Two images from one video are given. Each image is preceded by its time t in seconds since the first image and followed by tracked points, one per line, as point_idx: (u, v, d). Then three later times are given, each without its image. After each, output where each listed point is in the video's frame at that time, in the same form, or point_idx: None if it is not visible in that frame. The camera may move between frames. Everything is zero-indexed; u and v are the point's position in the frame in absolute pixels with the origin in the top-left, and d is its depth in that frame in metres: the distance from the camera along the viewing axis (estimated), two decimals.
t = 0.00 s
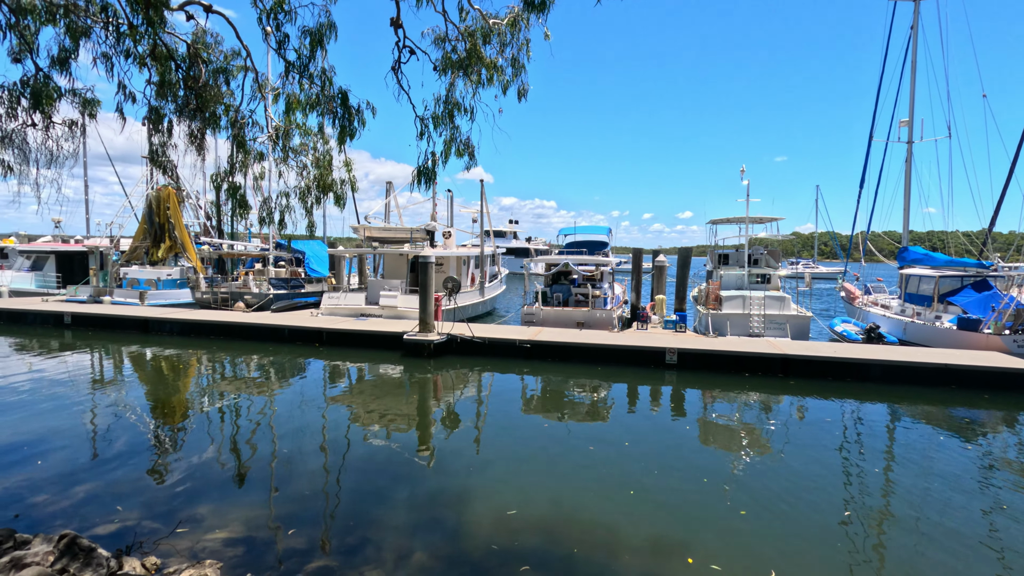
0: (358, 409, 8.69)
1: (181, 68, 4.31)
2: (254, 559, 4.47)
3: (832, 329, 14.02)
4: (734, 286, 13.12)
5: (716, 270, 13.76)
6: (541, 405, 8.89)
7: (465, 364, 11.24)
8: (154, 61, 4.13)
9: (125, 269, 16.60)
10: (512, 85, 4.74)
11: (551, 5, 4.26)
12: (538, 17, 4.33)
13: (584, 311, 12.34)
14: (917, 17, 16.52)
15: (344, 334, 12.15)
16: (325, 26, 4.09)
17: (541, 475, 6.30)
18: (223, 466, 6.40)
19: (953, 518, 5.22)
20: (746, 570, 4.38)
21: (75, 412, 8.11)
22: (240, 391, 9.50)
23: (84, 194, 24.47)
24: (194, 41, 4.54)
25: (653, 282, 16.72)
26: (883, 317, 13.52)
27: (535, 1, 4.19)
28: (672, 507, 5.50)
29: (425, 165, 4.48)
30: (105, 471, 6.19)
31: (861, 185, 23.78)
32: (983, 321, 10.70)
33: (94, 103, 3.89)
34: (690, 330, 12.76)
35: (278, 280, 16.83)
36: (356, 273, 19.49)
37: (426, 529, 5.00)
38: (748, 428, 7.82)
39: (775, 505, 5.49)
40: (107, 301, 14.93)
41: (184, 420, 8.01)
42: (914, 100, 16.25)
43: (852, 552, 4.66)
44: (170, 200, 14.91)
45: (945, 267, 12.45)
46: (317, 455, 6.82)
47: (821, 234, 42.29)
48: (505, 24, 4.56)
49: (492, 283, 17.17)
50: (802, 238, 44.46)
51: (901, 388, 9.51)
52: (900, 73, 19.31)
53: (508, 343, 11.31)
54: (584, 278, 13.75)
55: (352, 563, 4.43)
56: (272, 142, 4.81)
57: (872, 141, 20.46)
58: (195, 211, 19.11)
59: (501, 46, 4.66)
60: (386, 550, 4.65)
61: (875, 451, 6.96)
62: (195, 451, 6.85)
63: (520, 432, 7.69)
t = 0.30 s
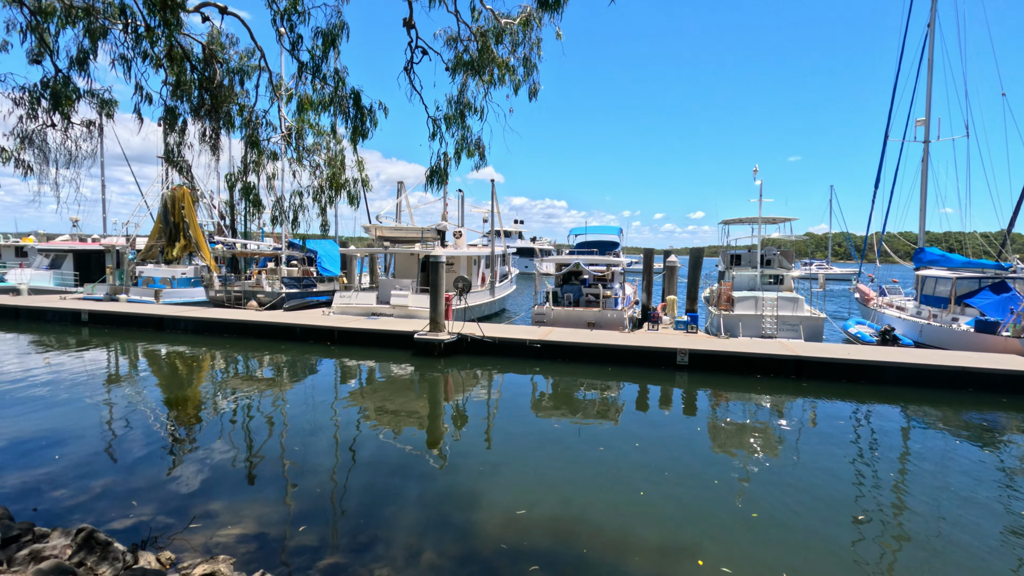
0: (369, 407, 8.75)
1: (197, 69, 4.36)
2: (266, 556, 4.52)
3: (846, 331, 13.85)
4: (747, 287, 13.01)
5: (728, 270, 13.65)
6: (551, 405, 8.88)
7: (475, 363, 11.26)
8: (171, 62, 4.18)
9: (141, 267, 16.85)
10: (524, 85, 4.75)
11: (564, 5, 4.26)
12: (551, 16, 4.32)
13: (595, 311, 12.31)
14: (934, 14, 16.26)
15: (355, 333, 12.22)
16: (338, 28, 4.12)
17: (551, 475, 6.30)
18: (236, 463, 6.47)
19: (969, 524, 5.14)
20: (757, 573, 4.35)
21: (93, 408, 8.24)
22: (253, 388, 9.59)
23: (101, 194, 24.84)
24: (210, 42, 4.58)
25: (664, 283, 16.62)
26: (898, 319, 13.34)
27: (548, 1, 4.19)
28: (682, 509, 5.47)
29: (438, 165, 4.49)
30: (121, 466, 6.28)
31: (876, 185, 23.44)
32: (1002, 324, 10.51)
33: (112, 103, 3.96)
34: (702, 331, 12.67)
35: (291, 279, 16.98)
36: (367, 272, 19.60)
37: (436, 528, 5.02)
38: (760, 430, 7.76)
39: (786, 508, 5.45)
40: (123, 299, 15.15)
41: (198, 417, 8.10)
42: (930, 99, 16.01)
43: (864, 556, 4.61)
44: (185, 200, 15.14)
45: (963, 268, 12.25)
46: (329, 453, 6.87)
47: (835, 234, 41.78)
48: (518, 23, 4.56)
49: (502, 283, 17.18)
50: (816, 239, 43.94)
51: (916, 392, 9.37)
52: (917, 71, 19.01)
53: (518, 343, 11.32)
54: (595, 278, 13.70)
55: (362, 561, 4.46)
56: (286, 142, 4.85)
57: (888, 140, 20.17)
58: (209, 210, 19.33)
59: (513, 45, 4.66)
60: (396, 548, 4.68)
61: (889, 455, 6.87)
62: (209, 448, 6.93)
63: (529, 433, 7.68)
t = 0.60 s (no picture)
0: (381, 406, 8.80)
1: (213, 70, 4.41)
2: (279, 552, 4.56)
3: (861, 334, 13.67)
4: (759, 288, 12.90)
5: (741, 271, 13.54)
6: (561, 406, 8.87)
7: (486, 363, 11.28)
8: (187, 64, 4.23)
9: (157, 266, 17.08)
10: (537, 85, 4.75)
11: (578, 4, 4.25)
12: (564, 16, 4.32)
13: (606, 312, 12.27)
14: (953, 12, 15.99)
15: (367, 332, 12.30)
16: (351, 29, 4.14)
17: (561, 475, 6.29)
18: (249, 459, 6.53)
19: (986, 531, 5.05)
20: None
21: (110, 404, 8.38)
22: (266, 386, 9.68)
23: (119, 193, 25.23)
24: (226, 44, 4.64)
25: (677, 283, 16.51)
26: (915, 321, 13.15)
27: (562, 1, 4.18)
28: (692, 511, 5.44)
29: (450, 165, 4.51)
30: (137, 461, 6.38)
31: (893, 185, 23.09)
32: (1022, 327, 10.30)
33: (129, 104, 4.02)
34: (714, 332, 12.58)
35: (304, 278, 17.13)
36: (379, 272, 19.69)
37: (447, 527, 5.04)
38: (773, 433, 7.68)
39: (799, 512, 5.39)
40: (139, 297, 15.37)
41: (212, 414, 8.20)
42: (949, 98, 15.73)
43: (878, 561, 4.55)
44: (200, 199, 15.34)
45: (981, 270, 12.04)
46: (340, 451, 6.92)
47: (850, 235, 41.17)
48: (531, 23, 4.56)
49: (513, 283, 17.18)
50: (831, 240, 43.32)
51: (933, 395, 9.23)
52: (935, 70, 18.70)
53: (528, 343, 11.31)
54: (607, 279, 13.66)
55: (373, 558, 4.48)
56: (300, 142, 4.89)
57: (905, 140, 19.84)
58: (223, 210, 19.55)
59: (526, 46, 4.66)
60: (407, 546, 4.70)
61: (905, 459, 6.77)
62: (222, 444, 7.01)
63: (539, 433, 7.67)
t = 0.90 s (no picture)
0: (392, 405, 8.84)
1: (228, 71, 4.46)
2: (291, 548, 4.61)
3: (877, 336, 13.48)
4: (773, 289, 12.78)
5: (755, 272, 13.42)
6: (572, 406, 8.86)
7: (497, 363, 11.29)
8: (204, 64, 4.28)
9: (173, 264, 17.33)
10: (550, 85, 4.74)
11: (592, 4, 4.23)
12: (578, 16, 4.30)
13: (618, 312, 12.23)
14: (973, 9, 15.72)
15: (378, 331, 12.36)
16: (365, 29, 4.16)
17: (571, 476, 6.27)
18: (261, 456, 6.60)
19: (1006, 538, 4.95)
20: None
21: (127, 400, 8.51)
22: (279, 384, 9.77)
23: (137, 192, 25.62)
24: (242, 45, 4.69)
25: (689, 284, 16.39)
26: (932, 324, 12.95)
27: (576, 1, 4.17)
28: (703, 514, 5.40)
29: (462, 165, 4.52)
30: (153, 456, 6.47)
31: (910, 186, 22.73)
32: None
33: (147, 105, 4.08)
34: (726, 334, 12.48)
35: (317, 277, 17.27)
36: (390, 271, 19.79)
37: (457, 526, 5.05)
38: (786, 436, 7.60)
39: (813, 516, 5.33)
40: (155, 295, 15.60)
41: (226, 411, 8.29)
42: (968, 97, 15.46)
43: (894, 567, 4.48)
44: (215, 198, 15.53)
45: (1001, 272, 11.84)
46: (352, 449, 6.97)
47: (866, 236, 40.60)
48: (545, 24, 4.56)
49: (524, 283, 17.19)
50: (846, 241, 42.67)
51: (950, 399, 9.07)
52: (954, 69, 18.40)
53: (539, 343, 11.30)
54: (619, 279, 13.61)
55: (384, 556, 4.51)
56: (313, 142, 4.91)
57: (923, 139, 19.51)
58: (238, 209, 19.78)
59: (540, 46, 4.66)
60: (418, 544, 4.72)
61: (921, 464, 6.66)
62: (236, 441, 7.08)
63: (549, 433, 7.66)
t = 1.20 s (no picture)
0: (403, 404, 8.88)
1: (245, 72, 4.51)
2: (303, 544, 4.64)
3: (893, 339, 13.30)
4: (787, 291, 12.66)
5: (769, 274, 13.29)
6: (584, 407, 8.83)
7: (508, 363, 11.29)
8: (220, 66, 4.33)
9: (188, 263, 17.57)
10: (564, 85, 4.74)
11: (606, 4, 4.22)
12: (592, 16, 4.29)
13: (631, 313, 12.19)
14: (994, 7, 15.42)
15: (390, 330, 12.42)
16: (379, 30, 4.19)
17: (582, 477, 6.25)
18: (274, 453, 6.65)
19: None
20: None
21: (143, 396, 8.64)
22: (292, 382, 9.86)
23: (154, 192, 25.97)
24: (258, 47, 4.74)
25: (702, 285, 16.26)
26: (951, 327, 12.73)
27: (590, 0, 4.16)
28: (716, 516, 5.35)
29: (475, 165, 4.53)
30: (169, 452, 6.56)
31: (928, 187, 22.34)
32: None
33: (165, 106, 4.14)
34: (739, 335, 12.37)
35: (329, 276, 17.41)
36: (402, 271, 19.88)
37: (468, 525, 5.06)
38: (800, 439, 7.51)
39: (827, 520, 5.26)
40: (171, 293, 15.82)
41: (240, 409, 8.37)
42: (989, 97, 15.18)
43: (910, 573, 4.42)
44: (230, 197, 15.74)
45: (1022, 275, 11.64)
46: (363, 447, 7.01)
47: (882, 237, 40.00)
48: (559, 24, 4.55)
49: (535, 283, 17.19)
50: (862, 242, 42.03)
51: (969, 403, 8.91)
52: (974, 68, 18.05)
53: (550, 343, 11.29)
54: (631, 279, 13.56)
55: (396, 554, 4.53)
56: (327, 142, 4.95)
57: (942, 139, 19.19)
58: (253, 209, 19.98)
59: (554, 46, 4.66)
60: (429, 543, 4.73)
61: (938, 469, 6.56)
62: (249, 438, 7.15)
63: (560, 434, 7.65)
